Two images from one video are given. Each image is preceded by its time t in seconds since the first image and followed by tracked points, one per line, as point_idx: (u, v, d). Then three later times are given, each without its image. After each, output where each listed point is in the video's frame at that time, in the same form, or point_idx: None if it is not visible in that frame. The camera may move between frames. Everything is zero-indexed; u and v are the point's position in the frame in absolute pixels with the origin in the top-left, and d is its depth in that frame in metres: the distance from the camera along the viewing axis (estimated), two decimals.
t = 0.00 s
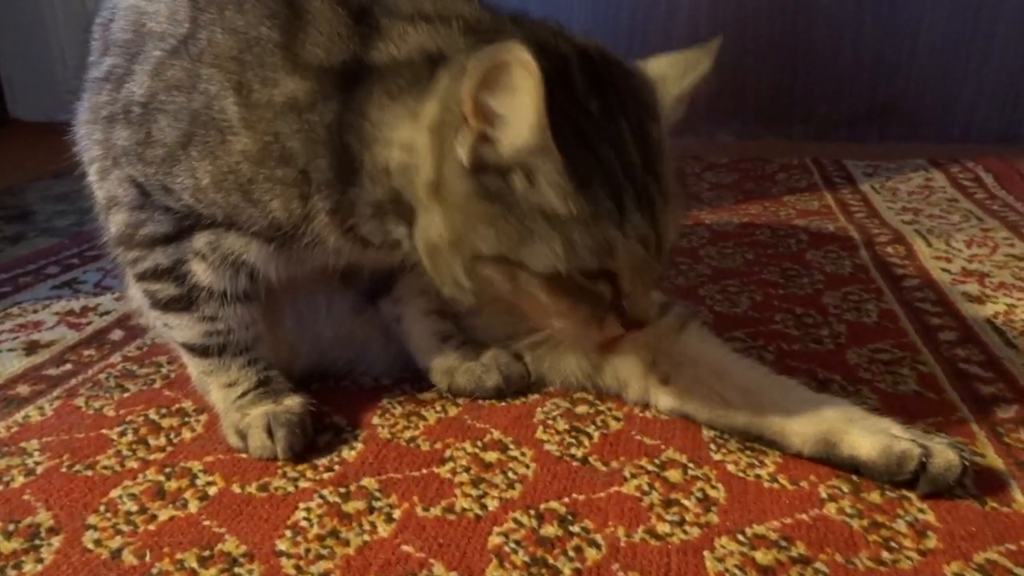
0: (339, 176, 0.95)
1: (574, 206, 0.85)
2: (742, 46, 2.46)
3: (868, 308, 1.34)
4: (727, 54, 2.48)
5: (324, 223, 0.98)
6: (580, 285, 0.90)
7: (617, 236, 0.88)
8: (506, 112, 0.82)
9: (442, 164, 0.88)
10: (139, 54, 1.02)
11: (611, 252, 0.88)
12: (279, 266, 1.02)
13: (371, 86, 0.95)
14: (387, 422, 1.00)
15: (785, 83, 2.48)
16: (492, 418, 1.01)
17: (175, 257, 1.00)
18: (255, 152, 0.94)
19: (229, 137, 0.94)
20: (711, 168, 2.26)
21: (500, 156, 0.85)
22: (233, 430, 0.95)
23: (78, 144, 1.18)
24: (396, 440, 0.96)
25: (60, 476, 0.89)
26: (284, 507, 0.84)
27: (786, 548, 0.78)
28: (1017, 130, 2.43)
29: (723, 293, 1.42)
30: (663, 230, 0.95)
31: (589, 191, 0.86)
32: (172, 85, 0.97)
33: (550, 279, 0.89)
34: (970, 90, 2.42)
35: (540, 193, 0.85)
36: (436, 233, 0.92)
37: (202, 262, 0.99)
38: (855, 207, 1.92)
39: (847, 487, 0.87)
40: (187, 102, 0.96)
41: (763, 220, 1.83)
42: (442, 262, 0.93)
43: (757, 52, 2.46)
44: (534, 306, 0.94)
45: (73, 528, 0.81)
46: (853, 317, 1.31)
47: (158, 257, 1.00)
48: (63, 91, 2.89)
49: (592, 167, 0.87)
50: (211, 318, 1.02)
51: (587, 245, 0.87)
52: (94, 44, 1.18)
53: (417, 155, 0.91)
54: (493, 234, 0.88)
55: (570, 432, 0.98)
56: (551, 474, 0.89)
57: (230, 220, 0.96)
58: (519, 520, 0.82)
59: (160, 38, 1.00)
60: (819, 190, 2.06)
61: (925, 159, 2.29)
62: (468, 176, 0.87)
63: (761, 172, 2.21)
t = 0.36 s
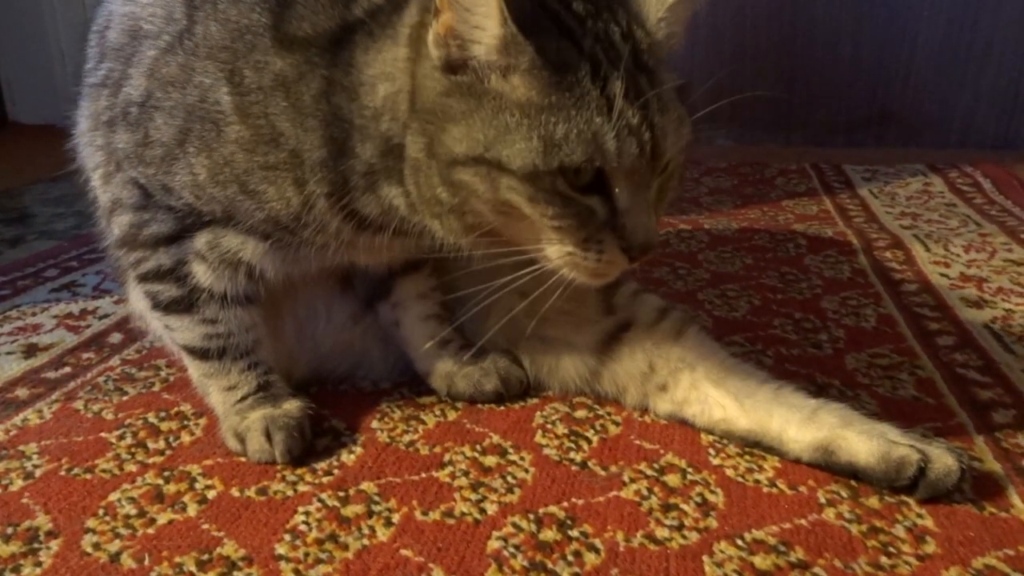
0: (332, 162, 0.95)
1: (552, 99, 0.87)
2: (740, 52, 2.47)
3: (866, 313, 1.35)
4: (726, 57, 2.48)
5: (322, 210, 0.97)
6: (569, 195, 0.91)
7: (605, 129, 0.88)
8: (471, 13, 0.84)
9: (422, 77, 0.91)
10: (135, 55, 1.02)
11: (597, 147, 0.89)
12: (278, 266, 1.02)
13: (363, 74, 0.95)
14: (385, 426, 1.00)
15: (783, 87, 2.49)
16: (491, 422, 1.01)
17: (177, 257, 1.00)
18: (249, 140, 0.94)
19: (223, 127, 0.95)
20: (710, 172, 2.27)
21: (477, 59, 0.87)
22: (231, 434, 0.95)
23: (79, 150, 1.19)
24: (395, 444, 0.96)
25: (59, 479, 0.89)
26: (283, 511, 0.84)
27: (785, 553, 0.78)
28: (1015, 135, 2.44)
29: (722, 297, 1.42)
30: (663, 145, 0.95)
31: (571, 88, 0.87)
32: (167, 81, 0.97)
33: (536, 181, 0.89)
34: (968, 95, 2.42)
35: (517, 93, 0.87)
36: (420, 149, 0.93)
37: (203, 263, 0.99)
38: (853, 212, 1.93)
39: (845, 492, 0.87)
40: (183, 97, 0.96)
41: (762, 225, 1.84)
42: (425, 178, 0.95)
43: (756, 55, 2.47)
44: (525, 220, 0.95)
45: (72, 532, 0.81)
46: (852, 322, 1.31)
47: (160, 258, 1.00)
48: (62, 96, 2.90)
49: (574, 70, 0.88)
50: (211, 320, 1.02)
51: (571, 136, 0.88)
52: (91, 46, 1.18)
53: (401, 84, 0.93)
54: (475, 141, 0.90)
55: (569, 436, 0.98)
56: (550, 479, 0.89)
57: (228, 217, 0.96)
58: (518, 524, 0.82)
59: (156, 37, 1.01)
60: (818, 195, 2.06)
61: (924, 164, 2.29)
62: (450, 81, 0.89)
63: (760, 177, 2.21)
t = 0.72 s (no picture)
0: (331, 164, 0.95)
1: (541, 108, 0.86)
2: (739, 56, 2.47)
3: (865, 318, 1.35)
4: (725, 62, 2.49)
5: (321, 213, 0.97)
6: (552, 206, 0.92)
7: (592, 142, 0.88)
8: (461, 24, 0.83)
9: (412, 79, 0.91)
10: (135, 58, 1.02)
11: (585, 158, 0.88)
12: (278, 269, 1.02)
13: (361, 78, 0.95)
14: (384, 430, 1.00)
15: (783, 92, 2.49)
16: (490, 426, 1.01)
17: (178, 260, 1.00)
18: (248, 142, 0.94)
19: (223, 129, 0.95)
20: (710, 177, 2.27)
21: (466, 67, 0.86)
22: (231, 437, 0.95)
23: (80, 154, 1.19)
24: (394, 448, 0.96)
25: (57, 482, 0.89)
26: (282, 514, 0.84)
27: (784, 557, 0.78)
28: (1015, 140, 2.44)
29: (721, 301, 1.43)
30: (653, 157, 0.95)
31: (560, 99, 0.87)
32: (167, 84, 0.98)
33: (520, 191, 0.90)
34: (967, 100, 2.43)
35: (503, 102, 0.86)
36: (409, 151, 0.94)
37: (204, 266, 0.99)
38: (852, 218, 1.93)
39: (845, 496, 0.87)
40: (182, 98, 0.96)
41: (761, 230, 1.84)
42: (414, 181, 0.95)
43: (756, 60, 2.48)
44: (510, 227, 0.96)
45: (70, 535, 0.81)
46: (851, 327, 1.32)
47: (161, 261, 1.00)
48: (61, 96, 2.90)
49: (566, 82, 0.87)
50: (211, 324, 1.02)
51: (557, 147, 0.87)
52: (91, 49, 1.18)
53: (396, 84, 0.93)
54: (460, 147, 0.90)
55: (568, 440, 0.98)
56: (549, 482, 0.89)
57: (227, 219, 0.96)
58: (517, 528, 0.82)
59: (155, 38, 1.01)
60: (817, 200, 2.07)
61: (923, 169, 2.30)
62: (439, 85, 0.89)
63: (759, 182, 2.22)
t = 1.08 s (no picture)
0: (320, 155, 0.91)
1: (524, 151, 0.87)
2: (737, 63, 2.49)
3: (864, 323, 1.35)
4: (724, 68, 2.50)
5: (296, 206, 0.94)
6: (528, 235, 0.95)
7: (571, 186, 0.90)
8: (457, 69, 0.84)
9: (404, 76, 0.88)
10: (128, 57, 1.03)
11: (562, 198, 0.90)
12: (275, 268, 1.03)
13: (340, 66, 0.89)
14: (384, 435, 1.00)
15: (782, 97, 2.50)
16: (490, 431, 1.01)
17: (178, 261, 1.00)
18: (231, 132, 0.94)
19: (208, 120, 0.94)
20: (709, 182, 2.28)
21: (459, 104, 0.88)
22: (230, 442, 0.95)
23: (83, 158, 1.19)
24: (394, 453, 0.96)
25: (57, 487, 0.89)
26: (282, 520, 0.84)
27: (784, 563, 0.78)
28: (1015, 145, 2.44)
29: (721, 307, 1.43)
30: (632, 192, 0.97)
31: (562, 143, 0.82)
32: (155, 79, 0.98)
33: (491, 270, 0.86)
34: (966, 106, 2.44)
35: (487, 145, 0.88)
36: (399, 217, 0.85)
37: (203, 267, 0.99)
38: (852, 223, 1.94)
39: (844, 502, 0.87)
40: (171, 93, 0.96)
41: (761, 235, 1.84)
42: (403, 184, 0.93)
43: (754, 65, 2.49)
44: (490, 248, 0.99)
45: (70, 540, 0.81)
46: (850, 333, 1.32)
47: (161, 263, 1.00)
48: (63, 98, 2.91)
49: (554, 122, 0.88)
50: (211, 326, 1.03)
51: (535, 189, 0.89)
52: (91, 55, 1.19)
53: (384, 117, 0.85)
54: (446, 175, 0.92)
55: (567, 446, 0.98)
56: (549, 488, 0.89)
57: (223, 219, 0.96)
58: (517, 533, 0.82)
59: (147, 35, 1.02)
60: (816, 206, 2.07)
61: (922, 175, 2.30)
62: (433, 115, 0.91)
63: (758, 187, 2.22)
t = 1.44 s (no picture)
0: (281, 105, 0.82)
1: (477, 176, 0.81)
2: (737, 67, 2.49)
3: (867, 327, 1.35)
4: (723, 71, 2.50)
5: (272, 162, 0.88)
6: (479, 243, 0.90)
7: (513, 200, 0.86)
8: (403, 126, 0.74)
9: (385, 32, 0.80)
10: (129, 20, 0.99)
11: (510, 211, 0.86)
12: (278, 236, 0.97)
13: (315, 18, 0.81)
14: (386, 440, 1.00)
15: (782, 101, 2.50)
16: (492, 436, 1.01)
17: (188, 243, 0.94)
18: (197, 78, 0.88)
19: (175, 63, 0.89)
20: (710, 186, 2.28)
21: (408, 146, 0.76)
22: (236, 444, 0.95)
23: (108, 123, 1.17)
24: (396, 458, 0.96)
25: (57, 493, 0.89)
26: (283, 526, 0.83)
27: (789, 569, 0.77)
28: (1015, 150, 2.44)
29: (723, 311, 1.42)
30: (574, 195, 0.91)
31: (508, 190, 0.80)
32: (140, 34, 0.93)
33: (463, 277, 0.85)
34: (966, 110, 2.44)
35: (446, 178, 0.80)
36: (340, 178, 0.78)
37: (217, 250, 0.95)
38: (853, 226, 1.93)
39: (849, 507, 0.87)
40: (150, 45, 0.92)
41: (762, 239, 1.84)
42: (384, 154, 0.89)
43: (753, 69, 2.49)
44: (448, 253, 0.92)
45: (70, 546, 0.80)
46: (852, 337, 1.31)
47: (173, 245, 0.95)
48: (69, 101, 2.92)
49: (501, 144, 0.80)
50: (228, 316, 0.99)
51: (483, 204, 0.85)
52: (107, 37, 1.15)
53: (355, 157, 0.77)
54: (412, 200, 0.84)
55: (570, 451, 0.97)
56: (551, 494, 0.89)
57: (228, 191, 0.91)
58: (520, 539, 0.81)
59: None
60: (818, 209, 2.07)
61: (922, 179, 2.30)
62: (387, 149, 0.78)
63: (758, 192, 2.22)
